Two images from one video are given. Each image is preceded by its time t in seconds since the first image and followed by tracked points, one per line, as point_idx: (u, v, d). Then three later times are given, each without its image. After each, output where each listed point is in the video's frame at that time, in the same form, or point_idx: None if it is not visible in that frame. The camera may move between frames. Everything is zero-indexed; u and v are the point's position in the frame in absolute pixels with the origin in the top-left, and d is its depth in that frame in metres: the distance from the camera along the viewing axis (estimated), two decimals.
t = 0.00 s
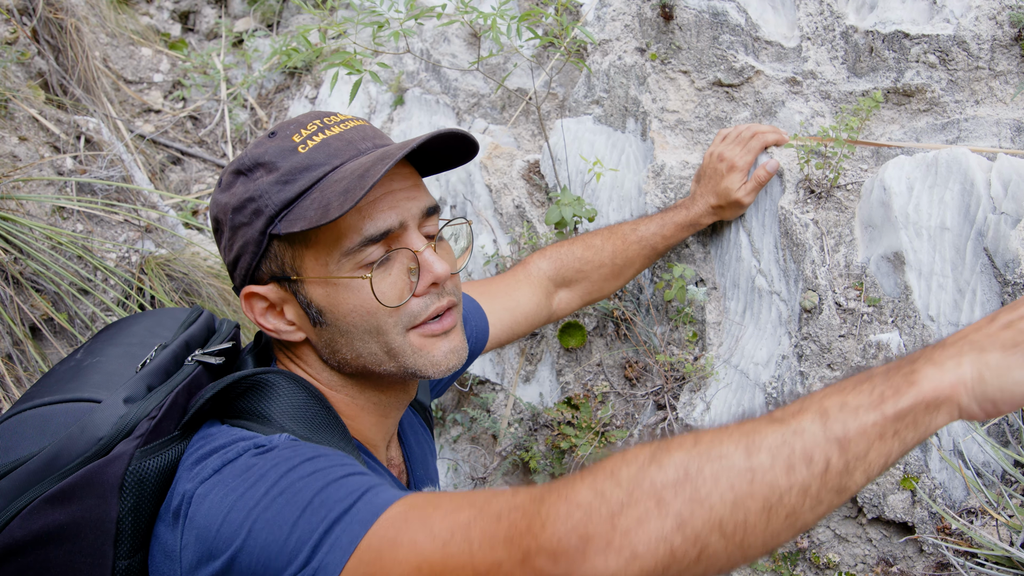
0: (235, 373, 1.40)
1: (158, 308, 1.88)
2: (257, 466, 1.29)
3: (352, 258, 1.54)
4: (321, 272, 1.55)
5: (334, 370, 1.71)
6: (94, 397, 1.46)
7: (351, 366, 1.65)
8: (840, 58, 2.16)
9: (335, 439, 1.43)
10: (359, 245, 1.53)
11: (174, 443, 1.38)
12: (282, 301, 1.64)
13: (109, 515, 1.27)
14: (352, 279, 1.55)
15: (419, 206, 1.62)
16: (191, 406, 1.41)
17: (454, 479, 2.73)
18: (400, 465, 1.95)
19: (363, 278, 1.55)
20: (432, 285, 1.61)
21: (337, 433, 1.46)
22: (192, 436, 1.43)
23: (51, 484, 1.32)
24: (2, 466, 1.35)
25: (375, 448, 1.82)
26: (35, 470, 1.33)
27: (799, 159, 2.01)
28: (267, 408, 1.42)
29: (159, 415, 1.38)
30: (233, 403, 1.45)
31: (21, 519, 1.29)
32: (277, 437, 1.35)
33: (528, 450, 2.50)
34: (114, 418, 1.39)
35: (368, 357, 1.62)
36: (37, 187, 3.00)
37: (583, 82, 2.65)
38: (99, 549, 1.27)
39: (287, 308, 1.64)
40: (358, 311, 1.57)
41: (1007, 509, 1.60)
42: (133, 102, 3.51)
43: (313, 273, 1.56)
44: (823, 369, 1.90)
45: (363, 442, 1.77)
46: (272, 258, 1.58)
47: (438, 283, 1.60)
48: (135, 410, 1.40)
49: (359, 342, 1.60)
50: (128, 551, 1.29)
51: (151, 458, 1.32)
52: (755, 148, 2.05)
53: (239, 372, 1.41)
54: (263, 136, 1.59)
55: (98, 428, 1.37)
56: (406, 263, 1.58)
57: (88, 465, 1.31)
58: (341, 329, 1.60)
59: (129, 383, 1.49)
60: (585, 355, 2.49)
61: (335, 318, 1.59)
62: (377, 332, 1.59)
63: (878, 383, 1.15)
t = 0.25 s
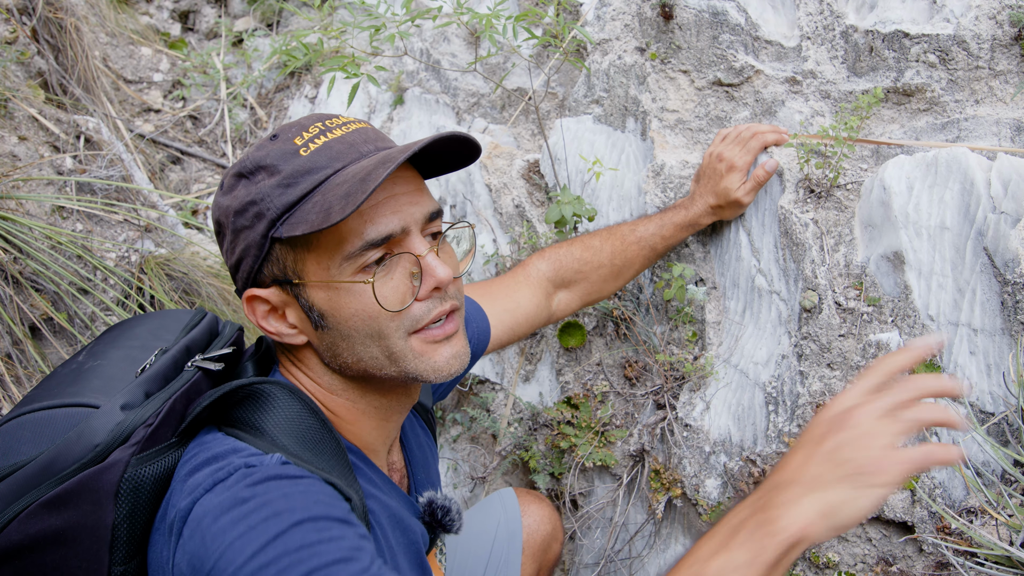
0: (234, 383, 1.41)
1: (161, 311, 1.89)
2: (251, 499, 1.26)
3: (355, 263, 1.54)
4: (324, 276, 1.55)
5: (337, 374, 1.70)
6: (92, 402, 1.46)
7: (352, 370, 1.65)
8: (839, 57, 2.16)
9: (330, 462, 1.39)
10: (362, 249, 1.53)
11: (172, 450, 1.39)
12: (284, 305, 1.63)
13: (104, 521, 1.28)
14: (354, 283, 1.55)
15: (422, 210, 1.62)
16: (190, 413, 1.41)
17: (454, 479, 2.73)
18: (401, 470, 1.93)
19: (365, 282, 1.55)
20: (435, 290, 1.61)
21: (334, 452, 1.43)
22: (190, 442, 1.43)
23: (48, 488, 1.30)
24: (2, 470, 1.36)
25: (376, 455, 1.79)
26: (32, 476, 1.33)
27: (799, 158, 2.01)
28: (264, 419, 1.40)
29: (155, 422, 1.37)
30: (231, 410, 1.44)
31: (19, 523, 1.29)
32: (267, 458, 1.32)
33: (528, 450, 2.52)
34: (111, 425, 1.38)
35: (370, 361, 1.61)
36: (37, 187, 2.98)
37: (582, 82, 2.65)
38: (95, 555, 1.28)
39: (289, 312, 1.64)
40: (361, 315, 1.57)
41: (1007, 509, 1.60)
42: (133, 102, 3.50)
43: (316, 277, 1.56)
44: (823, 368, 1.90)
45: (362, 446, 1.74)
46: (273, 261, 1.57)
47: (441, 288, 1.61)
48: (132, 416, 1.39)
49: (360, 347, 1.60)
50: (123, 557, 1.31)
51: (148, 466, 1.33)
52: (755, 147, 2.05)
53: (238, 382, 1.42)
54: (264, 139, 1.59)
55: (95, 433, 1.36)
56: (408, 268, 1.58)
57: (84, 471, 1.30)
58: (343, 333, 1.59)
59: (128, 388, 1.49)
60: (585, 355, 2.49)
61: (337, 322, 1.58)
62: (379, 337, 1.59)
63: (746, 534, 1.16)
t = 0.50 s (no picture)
0: (235, 398, 1.38)
1: (164, 312, 1.88)
2: (255, 537, 1.26)
3: (372, 273, 1.54)
4: (339, 288, 1.55)
5: (346, 383, 1.69)
6: (91, 410, 1.44)
7: (365, 381, 1.64)
8: (837, 56, 2.16)
9: (332, 487, 1.38)
10: (380, 261, 1.53)
11: (171, 462, 1.39)
12: (295, 315, 1.62)
13: (101, 532, 1.28)
14: (370, 294, 1.55)
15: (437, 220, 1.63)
16: (191, 425, 1.40)
17: (451, 478, 2.72)
18: (402, 477, 1.94)
19: (382, 293, 1.55)
20: (450, 301, 1.62)
21: (337, 474, 1.41)
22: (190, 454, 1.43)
23: (46, 497, 1.31)
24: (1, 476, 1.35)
25: (377, 464, 1.78)
26: (29, 484, 1.32)
27: (796, 157, 2.02)
28: (265, 439, 1.38)
29: (155, 434, 1.37)
30: (232, 425, 1.43)
31: (16, 529, 1.30)
32: (268, 487, 1.31)
33: (525, 449, 2.52)
34: (110, 436, 1.36)
35: (384, 372, 1.61)
36: (34, 186, 2.94)
37: (580, 80, 2.64)
38: (91, 565, 1.28)
39: (300, 323, 1.63)
40: (377, 326, 1.57)
41: (1005, 508, 1.62)
42: (130, 100, 3.50)
43: (331, 288, 1.55)
44: (820, 368, 1.91)
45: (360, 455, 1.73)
46: (286, 271, 1.56)
47: (457, 299, 1.62)
48: (132, 428, 1.37)
49: (375, 358, 1.60)
50: (121, 566, 1.31)
51: (146, 477, 1.34)
52: (753, 146, 2.04)
53: (239, 398, 1.40)
54: (275, 147, 1.57)
55: (93, 444, 1.35)
56: (424, 279, 1.58)
57: (81, 482, 1.30)
58: (358, 344, 1.59)
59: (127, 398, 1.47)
60: (583, 354, 2.48)
61: (352, 332, 1.58)
62: (395, 348, 1.59)
63: None
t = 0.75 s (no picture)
0: (238, 407, 1.39)
1: (164, 313, 1.87)
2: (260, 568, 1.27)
3: (373, 274, 1.53)
4: (340, 288, 1.54)
5: (347, 385, 1.68)
6: (90, 414, 1.44)
7: (364, 383, 1.64)
8: (836, 55, 2.16)
9: (335, 507, 1.37)
10: (381, 262, 1.52)
11: (172, 467, 1.38)
12: (296, 314, 1.62)
13: (102, 538, 1.26)
14: (370, 295, 1.54)
15: (440, 220, 1.61)
16: (192, 432, 1.40)
17: (450, 477, 2.72)
18: (403, 478, 1.94)
19: (383, 294, 1.54)
20: (451, 303, 1.61)
21: (341, 492, 1.41)
22: (192, 460, 1.43)
23: (45, 502, 1.30)
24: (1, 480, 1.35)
25: (377, 467, 1.80)
26: (29, 489, 1.32)
27: (795, 156, 2.02)
28: (267, 454, 1.38)
29: (155, 440, 1.36)
30: (235, 435, 1.43)
31: (15, 534, 1.29)
32: (273, 512, 1.32)
33: (524, 448, 2.52)
34: (110, 442, 1.36)
35: (383, 374, 1.61)
36: (31, 185, 2.94)
37: (578, 79, 2.64)
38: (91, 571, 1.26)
39: (301, 322, 1.63)
40: (376, 327, 1.56)
41: (1003, 507, 1.60)
42: (127, 99, 3.49)
43: (331, 288, 1.55)
44: (819, 367, 1.91)
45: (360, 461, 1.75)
46: (286, 271, 1.56)
47: (458, 301, 1.61)
48: (132, 433, 1.37)
49: (375, 359, 1.59)
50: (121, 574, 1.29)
51: (147, 483, 1.32)
52: (751, 144, 2.04)
53: (242, 408, 1.40)
54: (277, 146, 1.57)
55: (93, 449, 1.35)
56: (425, 280, 1.57)
57: (81, 488, 1.30)
58: (358, 345, 1.58)
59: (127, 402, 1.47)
60: (581, 353, 2.48)
61: (351, 333, 1.57)
62: (394, 350, 1.58)
63: None
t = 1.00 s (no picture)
0: (232, 407, 1.39)
1: (167, 312, 1.87)
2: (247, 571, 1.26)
3: (362, 279, 1.52)
4: (331, 291, 1.53)
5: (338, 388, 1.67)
6: (88, 412, 1.44)
7: (352, 387, 1.63)
8: (835, 53, 2.16)
9: (325, 509, 1.36)
10: (370, 267, 1.51)
11: (167, 466, 1.38)
12: (289, 314, 1.62)
13: (96, 535, 1.26)
14: (358, 300, 1.53)
15: (434, 230, 1.59)
16: (188, 431, 1.40)
17: (448, 477, 2.72)
18: (401, 483, 1.93)
19: (372, 300, 1.53)
20: (440, 314, 1.59)
21: (332, 494, 1.40)
22: (189, 458, 1.43)
23: (40, 499, 1.30)
24: None
25: (372, 471, 1.78)
26: (25, 485, 1.33)
27: (794, 155, 2.02)
28: (260, 454, 1.38)
29: (150, 439, 1.36)
30: (228, 436, 1.43)
31: (10, 531, 1.29)
32: (262, 514, 1.31)
33: (523, 447, 2.51)
34: (105, 440, 1.36)
35: (370, 380, 1.60)
36: (30, 184, 2.93)
37: (577, 78, 2.63)
38: (85, 569, 1.26)
39: (294, 322, 1.63)
40: (364, 333, 1.55)
41: (1003, 505, 1.59)
42: (126, 98, 3.49)
43: (322, 290, 1.54)
44: (818, 366, 1.91)
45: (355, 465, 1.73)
46: (280, 270, 1.56)
47: (447, 313, 1.59)
48: (128, 432, 1.37)
49: (362, 365, 1.58)
50: (115, 571, 1.28)
51: (142, 481, 1.31)
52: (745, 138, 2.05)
53: (236, 407, 1.40)
54: (281, 144, 1.57)
55: (89, 447, 1.35)
56: (415, 289, 1.56)
57: (76, 485, 1.30)
58: (346, 349, 1.58)
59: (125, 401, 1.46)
60: (580, 352, 2.48)
61: (340, 337, 1.57)
62: (381, 357, 1.57)
63: None
